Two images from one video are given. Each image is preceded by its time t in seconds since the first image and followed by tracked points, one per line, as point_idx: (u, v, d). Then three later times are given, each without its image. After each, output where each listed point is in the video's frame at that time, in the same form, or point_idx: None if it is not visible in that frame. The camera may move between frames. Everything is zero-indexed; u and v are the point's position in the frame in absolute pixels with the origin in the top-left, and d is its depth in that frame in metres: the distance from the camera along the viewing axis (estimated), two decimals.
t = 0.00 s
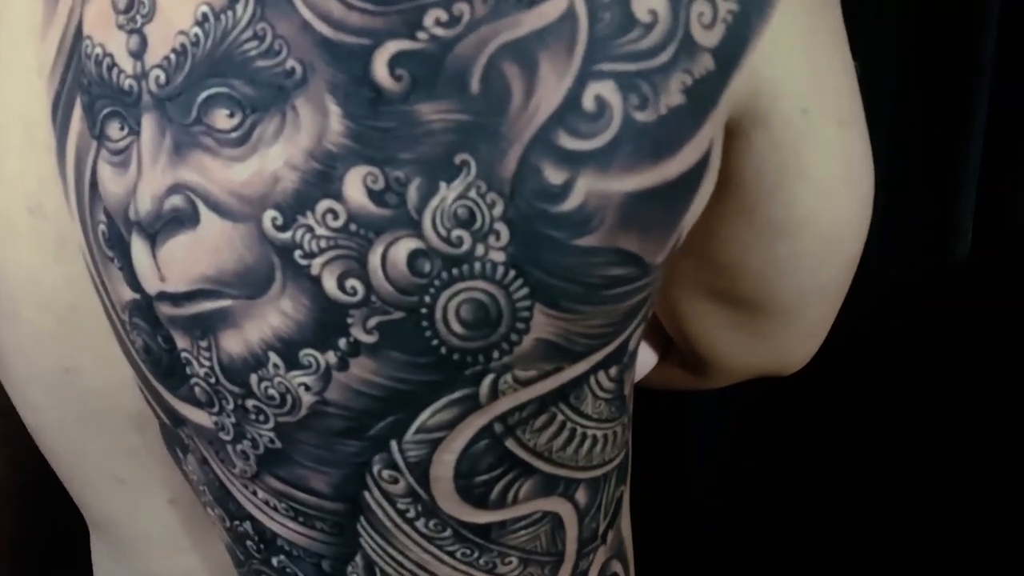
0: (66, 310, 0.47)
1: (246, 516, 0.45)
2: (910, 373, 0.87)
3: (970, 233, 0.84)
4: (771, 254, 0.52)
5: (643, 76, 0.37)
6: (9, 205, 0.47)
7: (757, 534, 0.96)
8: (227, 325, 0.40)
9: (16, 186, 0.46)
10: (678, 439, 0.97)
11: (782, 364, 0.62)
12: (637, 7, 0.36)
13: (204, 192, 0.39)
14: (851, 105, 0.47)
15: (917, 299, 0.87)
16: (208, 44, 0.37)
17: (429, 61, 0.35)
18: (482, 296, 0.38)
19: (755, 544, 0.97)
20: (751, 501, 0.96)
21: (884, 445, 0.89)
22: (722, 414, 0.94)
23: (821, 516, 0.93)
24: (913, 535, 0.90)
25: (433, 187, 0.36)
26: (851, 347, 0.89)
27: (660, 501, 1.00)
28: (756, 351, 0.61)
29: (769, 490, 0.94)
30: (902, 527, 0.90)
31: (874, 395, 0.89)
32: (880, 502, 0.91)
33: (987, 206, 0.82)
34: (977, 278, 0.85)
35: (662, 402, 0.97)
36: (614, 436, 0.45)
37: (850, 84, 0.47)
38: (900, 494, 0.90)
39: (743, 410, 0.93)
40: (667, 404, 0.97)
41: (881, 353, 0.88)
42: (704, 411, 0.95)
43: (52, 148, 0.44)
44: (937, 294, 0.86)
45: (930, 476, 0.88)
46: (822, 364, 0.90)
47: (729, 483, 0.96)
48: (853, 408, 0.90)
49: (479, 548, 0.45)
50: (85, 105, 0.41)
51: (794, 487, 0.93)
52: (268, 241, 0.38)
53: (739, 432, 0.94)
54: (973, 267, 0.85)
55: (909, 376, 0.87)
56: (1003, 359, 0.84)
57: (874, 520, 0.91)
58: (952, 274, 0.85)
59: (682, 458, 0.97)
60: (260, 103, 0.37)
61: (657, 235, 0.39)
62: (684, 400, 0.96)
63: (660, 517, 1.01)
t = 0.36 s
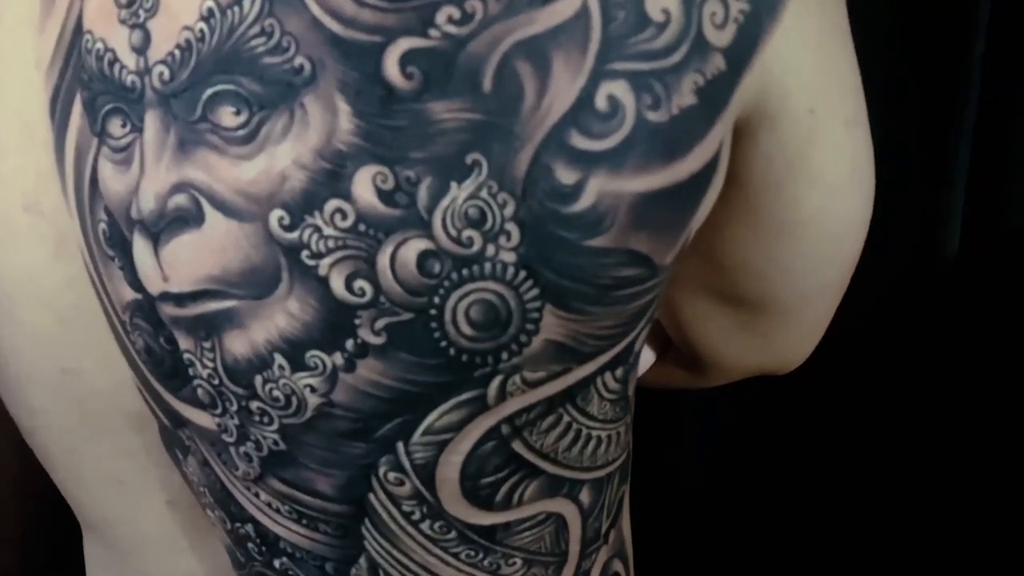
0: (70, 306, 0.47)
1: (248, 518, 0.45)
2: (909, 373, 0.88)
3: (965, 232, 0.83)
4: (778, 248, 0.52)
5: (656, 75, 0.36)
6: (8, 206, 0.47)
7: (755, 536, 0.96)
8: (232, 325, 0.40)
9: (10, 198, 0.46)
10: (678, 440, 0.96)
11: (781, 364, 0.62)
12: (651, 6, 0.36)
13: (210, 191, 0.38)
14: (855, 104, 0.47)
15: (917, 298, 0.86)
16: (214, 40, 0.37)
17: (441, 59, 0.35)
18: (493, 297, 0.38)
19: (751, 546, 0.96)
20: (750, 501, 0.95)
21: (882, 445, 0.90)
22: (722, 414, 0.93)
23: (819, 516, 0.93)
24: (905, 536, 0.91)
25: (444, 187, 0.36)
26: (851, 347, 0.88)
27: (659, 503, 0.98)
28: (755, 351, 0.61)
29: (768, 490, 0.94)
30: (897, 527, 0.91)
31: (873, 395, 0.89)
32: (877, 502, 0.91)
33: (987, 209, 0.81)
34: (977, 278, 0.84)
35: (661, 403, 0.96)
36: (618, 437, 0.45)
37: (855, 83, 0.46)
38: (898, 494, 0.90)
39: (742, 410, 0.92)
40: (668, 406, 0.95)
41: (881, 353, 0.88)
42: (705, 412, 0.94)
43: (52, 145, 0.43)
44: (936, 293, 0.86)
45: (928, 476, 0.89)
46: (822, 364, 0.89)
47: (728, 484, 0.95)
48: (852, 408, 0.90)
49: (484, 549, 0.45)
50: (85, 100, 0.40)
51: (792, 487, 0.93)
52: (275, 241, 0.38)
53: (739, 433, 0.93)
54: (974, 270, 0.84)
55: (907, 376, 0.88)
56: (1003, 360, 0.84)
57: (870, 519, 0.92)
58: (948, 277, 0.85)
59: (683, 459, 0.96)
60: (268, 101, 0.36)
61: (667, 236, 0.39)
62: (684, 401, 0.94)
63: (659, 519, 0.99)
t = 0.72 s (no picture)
0: (68, 308, 0.47)
1: (251, 523, 0.44)
2: (913, 368, 0.86)
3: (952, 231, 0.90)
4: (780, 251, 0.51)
5: (667, 80, 0.36)
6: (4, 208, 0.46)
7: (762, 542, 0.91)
8: (238, 330, 0.39)
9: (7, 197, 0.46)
10: (677, 439, 0.94)
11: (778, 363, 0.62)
12: (662, 11, 0.36)
13: (216, 194, 0.38)
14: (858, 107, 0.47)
15: (918, 298, 0.89)
16: (222, 42, 0.36)
17: (454, 62, 0.35)
18: (503, 301, 0.38)
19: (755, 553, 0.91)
20: (751, 502, 0.91)
21: (886, 442, 0.86)
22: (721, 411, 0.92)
23: (829, 520, 0.88)
24: (934, 550, 0.83)
25: (455, 192, 0.36)
26: (852, 343, 0.89)
27: (661, 509, 0.94)
28: (754, 350, 0.61)
29: (768, 490, 0.91)
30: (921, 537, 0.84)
31: (874, 390, 0.88)
32: (897, 509, 0.85)
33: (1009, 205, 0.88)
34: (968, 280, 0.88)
35: (659, 402, 0.94)
36: (621, 439, 0.45)
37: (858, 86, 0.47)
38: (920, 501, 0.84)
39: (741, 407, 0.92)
40: (667, 407, 0.94)
41: (884, 349, 0.88)
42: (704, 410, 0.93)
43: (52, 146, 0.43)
44: (924, 292, 0.89)
45: (954, 482, 0.83)
46: (825, 359, 0.90)
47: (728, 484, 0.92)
48: (852, 403, 0.88)
49: (489, 553, 0.44)
50: (89, 102, 0.40)
51: (792, 484, 0.90)
52: (282, 245, 0.37)
53: (738, 430, 0.92)
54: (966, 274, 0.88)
55: (910, 371, 0.87)
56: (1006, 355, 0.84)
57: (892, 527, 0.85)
58: (940, 275, 0.89)
59: (682, 457, 0.94)
60: (277, 104, 0.36)
61: (676, 241, 0.39)
62: (683, 399, 0.93)
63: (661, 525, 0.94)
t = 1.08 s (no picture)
0: (72, 318, 0.46)
1: (259, 533, 0.44)
2: (914, 371, 0.89)
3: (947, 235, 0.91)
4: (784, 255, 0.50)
5: (679, 93, 0.36)
6: (6, 219, 0.45)
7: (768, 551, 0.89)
8: (250, 342, 0.39)
9: (11, 206, 0.45)
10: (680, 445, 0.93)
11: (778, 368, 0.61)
12: (674, 25, 0.36)
13: (228, 206, 0.37)
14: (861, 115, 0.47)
15: (917, 298, 0.93)
16: (233, 54, 0.36)
17: (468, 77, 0.35)
18: (515, 314, 0.38)
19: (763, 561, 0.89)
20: (754, 511, 0.90)
21: (884, 447, 0.88)
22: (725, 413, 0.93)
23: (830, 526, 0.88)
24: (934, 553, 0.85)
25: (468, 205, 0.36)
26: (857, 342, 0.91)
27: (665, 512, 0.92)
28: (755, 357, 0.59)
29: (774, 496, 0.90)
30: (917, 542, 0.86)
31: (875, 394, 0.90)
32: (890, 512, 0.87)
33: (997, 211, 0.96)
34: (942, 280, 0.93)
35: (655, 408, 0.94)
36: (627, 447, 0.45)
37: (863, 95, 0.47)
38: (912, 504, 0.86)
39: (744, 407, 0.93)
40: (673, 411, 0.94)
41: (886, 350, 0.91)
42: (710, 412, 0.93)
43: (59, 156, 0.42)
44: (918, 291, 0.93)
45: (936, 483, 0.86)
46: (826, 360, 0.92)
47: (729, 489, 0.91)
48: (852, 407, 0.90)
49: (497, 561, 0.45)
50: (98, 113, 0.40)
51: (797, 490, 0.90)
52: (295, 258, 0.37)
53: (738, 433, 0.92)
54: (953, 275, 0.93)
55: (911, 373, 0.89)
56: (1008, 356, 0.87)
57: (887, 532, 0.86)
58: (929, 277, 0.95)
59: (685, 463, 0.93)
60: (289, 117, 0.36)
61: (686, 253, 0.39)
62: (687, 401, 0.93)
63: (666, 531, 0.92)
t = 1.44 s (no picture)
0: (80, 335, 0.46)
1: (267, 548, 0.45)
2: (911, 372, 0.89)
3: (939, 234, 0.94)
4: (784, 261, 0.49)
5: (687, 115, 0.36)
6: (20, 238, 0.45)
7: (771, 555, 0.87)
8: (260, 361, 0.40)
9: (19, 225, 0.45)
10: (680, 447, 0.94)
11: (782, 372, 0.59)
12: (682, 47, 0.36)
13: (239, 227, 0.38)
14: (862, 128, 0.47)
15: (917, 300, 0.94)
16: (244, 76, 0.36)
17: (478, 100, 0.35)
18: (524, 332, 0.38)
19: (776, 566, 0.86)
20: (753, 513, 0.89)
21: (882, 449, 0.87)
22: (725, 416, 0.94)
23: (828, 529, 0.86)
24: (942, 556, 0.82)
25: (478, 226, 0.36)
26: (857, 345, 0.93)
27: (664, 516, 0.91)
28: (759, 365, 0.58)
29: (773, 499, 0.89)
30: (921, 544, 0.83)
31: (874, 395, 0.90)
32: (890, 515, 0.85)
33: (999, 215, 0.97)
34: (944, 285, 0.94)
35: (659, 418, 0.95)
36: (631, 459, 0.45)
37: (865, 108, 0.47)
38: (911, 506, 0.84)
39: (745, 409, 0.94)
40: (673, 418, 0.95)
41: (886, 351, 0.91)
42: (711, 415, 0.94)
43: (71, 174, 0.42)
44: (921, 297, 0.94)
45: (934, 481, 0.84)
46: (826, 363, 0.93)
47: (727, 491, 0.91)
48: (867, 396, 0.90)
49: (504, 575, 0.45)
50: (107, 134, 0.39)
51: (795, 493, 0.89)
52: (305, 278, 0.38)
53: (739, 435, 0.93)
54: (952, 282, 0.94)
55: (908, 374, 0.89)
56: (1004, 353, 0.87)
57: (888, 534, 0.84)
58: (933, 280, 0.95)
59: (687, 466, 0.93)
60: (300, 139, 0.36)
61: (692, 270, 0.39)
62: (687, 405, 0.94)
63: (664, 535, 0.90)
